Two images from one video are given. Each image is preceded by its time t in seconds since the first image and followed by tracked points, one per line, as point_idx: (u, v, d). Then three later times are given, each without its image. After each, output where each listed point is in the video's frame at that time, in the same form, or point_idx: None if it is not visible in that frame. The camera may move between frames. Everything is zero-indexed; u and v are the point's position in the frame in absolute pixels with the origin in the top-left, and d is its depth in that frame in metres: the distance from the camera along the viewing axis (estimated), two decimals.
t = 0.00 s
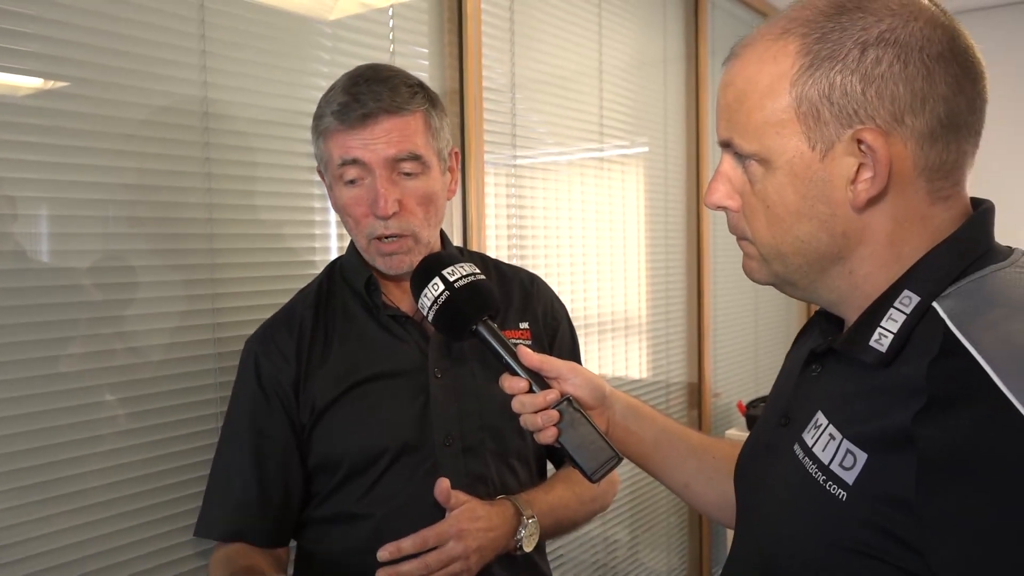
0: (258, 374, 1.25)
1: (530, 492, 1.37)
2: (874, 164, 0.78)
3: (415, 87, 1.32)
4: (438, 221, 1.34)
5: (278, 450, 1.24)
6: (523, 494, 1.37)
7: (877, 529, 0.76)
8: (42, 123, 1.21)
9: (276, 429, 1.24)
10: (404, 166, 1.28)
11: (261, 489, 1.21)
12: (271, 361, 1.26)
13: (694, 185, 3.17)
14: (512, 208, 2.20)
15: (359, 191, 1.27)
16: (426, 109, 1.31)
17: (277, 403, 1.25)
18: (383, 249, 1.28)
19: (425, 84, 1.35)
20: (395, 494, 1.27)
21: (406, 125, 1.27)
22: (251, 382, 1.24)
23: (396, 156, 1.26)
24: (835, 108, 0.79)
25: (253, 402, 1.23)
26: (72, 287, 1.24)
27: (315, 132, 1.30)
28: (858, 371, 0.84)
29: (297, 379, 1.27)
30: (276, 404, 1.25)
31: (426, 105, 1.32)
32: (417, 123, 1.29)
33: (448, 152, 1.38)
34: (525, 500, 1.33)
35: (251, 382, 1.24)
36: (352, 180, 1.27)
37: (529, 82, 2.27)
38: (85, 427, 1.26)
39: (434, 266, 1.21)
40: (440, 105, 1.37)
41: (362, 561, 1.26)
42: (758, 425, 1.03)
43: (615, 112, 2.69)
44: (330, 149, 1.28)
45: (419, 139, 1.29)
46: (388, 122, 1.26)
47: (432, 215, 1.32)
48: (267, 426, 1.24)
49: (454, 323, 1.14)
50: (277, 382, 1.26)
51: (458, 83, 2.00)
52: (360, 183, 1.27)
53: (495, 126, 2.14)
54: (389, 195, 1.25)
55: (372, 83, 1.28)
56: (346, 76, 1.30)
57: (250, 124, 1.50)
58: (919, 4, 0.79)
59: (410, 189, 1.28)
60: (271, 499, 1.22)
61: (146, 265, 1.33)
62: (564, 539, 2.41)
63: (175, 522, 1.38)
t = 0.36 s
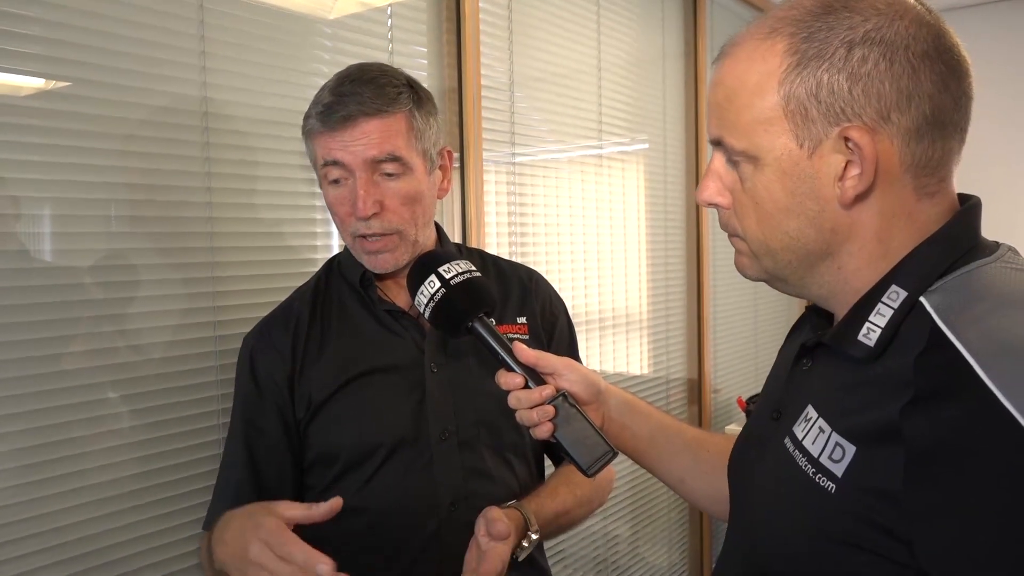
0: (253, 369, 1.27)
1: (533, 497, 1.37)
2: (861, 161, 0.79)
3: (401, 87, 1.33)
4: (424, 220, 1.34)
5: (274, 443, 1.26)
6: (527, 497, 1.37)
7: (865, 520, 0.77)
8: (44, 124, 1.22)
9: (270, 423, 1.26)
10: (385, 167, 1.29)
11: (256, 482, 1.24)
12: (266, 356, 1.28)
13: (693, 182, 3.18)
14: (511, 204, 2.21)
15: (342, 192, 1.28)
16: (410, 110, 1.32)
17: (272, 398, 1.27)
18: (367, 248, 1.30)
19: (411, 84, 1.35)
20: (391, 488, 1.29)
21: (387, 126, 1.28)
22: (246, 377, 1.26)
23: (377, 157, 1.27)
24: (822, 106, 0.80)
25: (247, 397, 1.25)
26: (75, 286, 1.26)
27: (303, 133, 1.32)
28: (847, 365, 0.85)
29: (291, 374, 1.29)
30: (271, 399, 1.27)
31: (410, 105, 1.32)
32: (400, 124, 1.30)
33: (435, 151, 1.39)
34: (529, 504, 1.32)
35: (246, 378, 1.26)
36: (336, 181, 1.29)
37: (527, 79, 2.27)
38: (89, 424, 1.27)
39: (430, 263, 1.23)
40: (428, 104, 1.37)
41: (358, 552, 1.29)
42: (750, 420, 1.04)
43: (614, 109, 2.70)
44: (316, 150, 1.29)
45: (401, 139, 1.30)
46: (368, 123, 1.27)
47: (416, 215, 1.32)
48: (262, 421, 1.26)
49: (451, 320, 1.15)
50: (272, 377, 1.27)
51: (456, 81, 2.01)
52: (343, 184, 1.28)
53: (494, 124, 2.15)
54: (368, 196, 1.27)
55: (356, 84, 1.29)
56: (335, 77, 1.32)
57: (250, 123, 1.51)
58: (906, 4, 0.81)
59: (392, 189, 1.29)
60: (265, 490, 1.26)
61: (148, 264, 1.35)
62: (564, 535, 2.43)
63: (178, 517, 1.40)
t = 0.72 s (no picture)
0: (254, 374, 1.28)
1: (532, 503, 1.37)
2: (849, 167, 0.80)
3: (402, 91, 1.34)
4: (427, 222, 1.35)
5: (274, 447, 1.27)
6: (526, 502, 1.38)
7: (856, 524, 0.78)
8: (46, 130, 1.23)
9: (271, 427, 1.27)
10: (388, 170, 1.30)
11: (259, 486, 1.25)
12: (267, 361, 1.29)
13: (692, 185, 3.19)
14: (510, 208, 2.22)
15: (346, 196, 1.29)
16: (411, 114, 1.33)
17: (273, 402, 1.28)
18: (370, 251, 1.31)
19: (412, 88, 1.36)
20: (391, 491, 1.30)
21: (389, 130, 1.29)
22: (247, 381, 1.27)
23: (380, 160, 1.28)
24: (810, 112, 0.81)
25: (249, 402, 1.26)
26: (77, 290, 1.27)
27: (305, 137, 1.33)
28: (838, 370, 0.86)
29: (292, 378, 1.30)
30: (271, 403, 1.28)
31: (411, 109, 1.34)
32: (402, 128, 1.31)
33: (436, 155, 1.40)
34: (528, 511, 1.33)
35: (247, 382, 1.27)
36: (339, 185, 1.30)
37: (527, 83, 2.29)
38: (91, 427, 1.28)
39: (427, 267, 1.24)
40: (428, 108, 1.39)
41: (360, 556, 1.29)
42: (745, 423, 1.05)
43: (614, 113, 2.71)
44: (318, 155, 1.30)
45: (404, 142, 1.31)
46: (372, 127, 1.28)
47: (419, 218, 1.33)
48: (262, 425, 1.27)
49: (447, 324, 1.16)
50: (273, 382, 1.28)
51: (455, 85, 2.02)
52: (346, 188, 1.29)
53: (494, 128, 2.16)
54: (372, 199, 1.28)
55: (357, 89, 1.30)
56: (334, 82, 1.33)
57: (250, 128, 1.53)
58: (893, 11, 0.81)
59: (395, 192, 1.30)
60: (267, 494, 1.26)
61: (149, 268, 1.36)
62: (564, 538, 2.43)
63: (179, 520, 1.41)
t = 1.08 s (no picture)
0: (257, 371, 1.28)
1: (533, 499, 1.38)
2: (842, 164, 0.80)
3: (406, 89, 1.35)
4: (431, 220, 1.36)
5: (276, 444, 1.28)
6: (528, 498, 1.39)
7: (850, 519, 0.79)
8: (50, 129, 1.24)
9: (275, 424, 1.28)
10: (394, 168, 1.31)
11: (262, 482, 1.26)
12: (270, 358, 1.30)
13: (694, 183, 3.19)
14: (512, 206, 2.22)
15: (351, 193, 1.30)
16: (416, 111, 1.34)
17: (276, 400, 1.29)
18: (376, 249, 1.31)
19: (415, 87, 1.37)
20: (393, 487, 1.31)
21: (395, 127, 1.30)
22: (250, 378, 1.28)
23: (386, 157, 1.29)
24: (803, 110, 0.81)
25: (252, 399, 1.27)
26: (81, 288, 1.28)
27: (310, 135, 1.33)
28: (834, 366, 0.86)
29: (295, 376, 1.30)
30: (274, 401, 1.29)
31: (416, 107, 1.35)
32: (407, 125, 1.32)
33: (440, 153, 1.41)
34: (530, 507, 1.33)
35: (250, 379, 1.28)
36: (345, 182, 1.30)
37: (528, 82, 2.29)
38: (94, 424, 1.29)
39: (427, 265, 1.24)
40: (431, 107, 1.40)
41: (361, 552, 1.31)
42: (742, 420, 1.06)
43: (616, 111, 2.71)
44: (324, 152, 1.31)
45: (410, 140, 1.32)
46: (378, 124, 1.29)
47: (424, 215, 1.34)
48: (265, 422, 1.27)
49: (447, 321, 1.17)
50: (276, 379, 1.29)
51: (456, 84, 2.03)
52: (352, 185, 1.30)
53: (496, 126, 2.16)
54: (378, 197, 1.28)
55: (362, 87, 1.31)
56: (337, 81, 1.33)
57: (251, 127, 1.54)
58: (885, 9, 0.82)
59: (400, 190, 1.31)
60: (270, 490, 1.27)
61: (153, 266, 1.37)
62: (566, 535, 2.44)
63: (182, 517, 1.42)
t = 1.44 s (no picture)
0: (257, 371, 1.29)
1: (531, 490, 1.38)
2: (832, 163, 0.81)
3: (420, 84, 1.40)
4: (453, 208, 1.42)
5: (276, 444, 1.29)
6: (526, 489, 1.40)
7: (842, 515, 0.79)
8: (51, 129, 1.25)
9: (275, 424, 1.29)
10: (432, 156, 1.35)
11: (262, 481, 1.27)
12: (269, 358, 1.31)
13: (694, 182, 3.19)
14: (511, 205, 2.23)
15: (390, 182, 1.32)
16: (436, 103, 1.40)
17: (275, 399, 1.30)
18: (416, 236, 1.34)
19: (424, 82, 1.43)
20: (392, 485, 1.32)
21: (429, 116, 1.35)
22: (250, 377, 1.29)
23: (426, 145, 1.34)
24: (793, 109, 0.82)
25: (252, 399, 1.28)
26: (82, 287, 1.29)
27: (334, 128, 1.34)
28: (826, 363, 0.87)
29: (294, 376, 1.31)
30: (274, 401, 1.30)
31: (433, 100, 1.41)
32: (435, 115, 1.38)
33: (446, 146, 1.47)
34: (528, 498, 1.34)
35: (249, 379, 1.29)
36: (383, 171, 1.32)
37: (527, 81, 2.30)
38: (95, 422, 1.30)
39: (426, 263, 1.25)
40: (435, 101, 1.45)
41: (362, 550, 1.31)
42: (737, 418, 1.06)
43: (615, 110, 2.72)
44: (358, 142, 1.32)
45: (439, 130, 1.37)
46: (415, 113, 1.33)
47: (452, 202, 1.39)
48: (265, 422, 1.29)
49: (446, 319, 1.17)
50: (276, 379, 1.30)
51: (455, 84, 2.03)
52: (392, 173, 1.32)
53: (495, 125, 2.17)
54: (424, 183, 1.32)
55: (389, 79, 1.35)
56: (353, 75, 1.35)
57: (251, 127, 1.54)
58: (874, 8, 0.83)
59: (438, 177, 1.36)
60: (270, 489, 1.28)
61: (154, 266, 1.38)
62: (566, 534, 2.44)
63: (182, 515, 1.43)
